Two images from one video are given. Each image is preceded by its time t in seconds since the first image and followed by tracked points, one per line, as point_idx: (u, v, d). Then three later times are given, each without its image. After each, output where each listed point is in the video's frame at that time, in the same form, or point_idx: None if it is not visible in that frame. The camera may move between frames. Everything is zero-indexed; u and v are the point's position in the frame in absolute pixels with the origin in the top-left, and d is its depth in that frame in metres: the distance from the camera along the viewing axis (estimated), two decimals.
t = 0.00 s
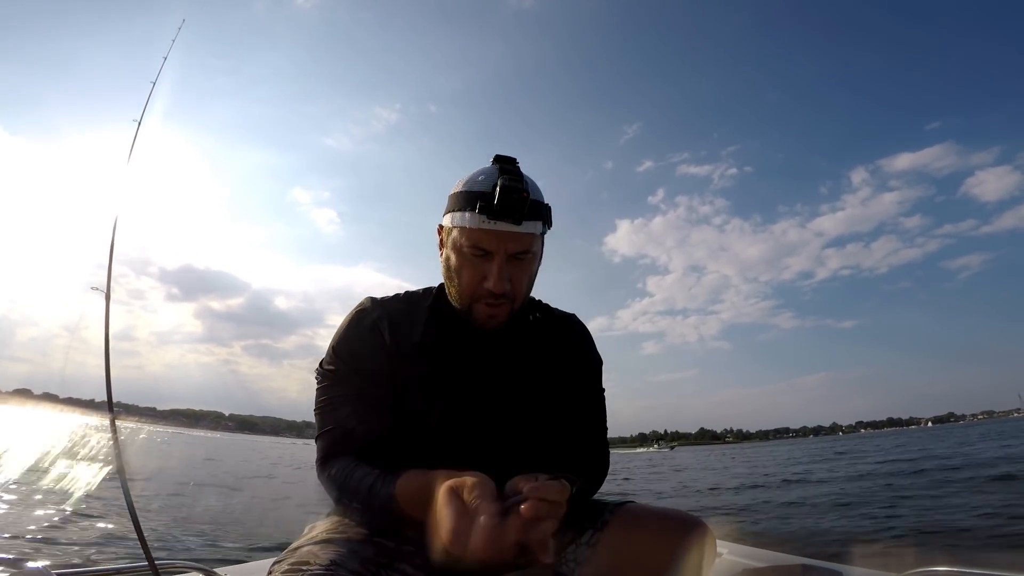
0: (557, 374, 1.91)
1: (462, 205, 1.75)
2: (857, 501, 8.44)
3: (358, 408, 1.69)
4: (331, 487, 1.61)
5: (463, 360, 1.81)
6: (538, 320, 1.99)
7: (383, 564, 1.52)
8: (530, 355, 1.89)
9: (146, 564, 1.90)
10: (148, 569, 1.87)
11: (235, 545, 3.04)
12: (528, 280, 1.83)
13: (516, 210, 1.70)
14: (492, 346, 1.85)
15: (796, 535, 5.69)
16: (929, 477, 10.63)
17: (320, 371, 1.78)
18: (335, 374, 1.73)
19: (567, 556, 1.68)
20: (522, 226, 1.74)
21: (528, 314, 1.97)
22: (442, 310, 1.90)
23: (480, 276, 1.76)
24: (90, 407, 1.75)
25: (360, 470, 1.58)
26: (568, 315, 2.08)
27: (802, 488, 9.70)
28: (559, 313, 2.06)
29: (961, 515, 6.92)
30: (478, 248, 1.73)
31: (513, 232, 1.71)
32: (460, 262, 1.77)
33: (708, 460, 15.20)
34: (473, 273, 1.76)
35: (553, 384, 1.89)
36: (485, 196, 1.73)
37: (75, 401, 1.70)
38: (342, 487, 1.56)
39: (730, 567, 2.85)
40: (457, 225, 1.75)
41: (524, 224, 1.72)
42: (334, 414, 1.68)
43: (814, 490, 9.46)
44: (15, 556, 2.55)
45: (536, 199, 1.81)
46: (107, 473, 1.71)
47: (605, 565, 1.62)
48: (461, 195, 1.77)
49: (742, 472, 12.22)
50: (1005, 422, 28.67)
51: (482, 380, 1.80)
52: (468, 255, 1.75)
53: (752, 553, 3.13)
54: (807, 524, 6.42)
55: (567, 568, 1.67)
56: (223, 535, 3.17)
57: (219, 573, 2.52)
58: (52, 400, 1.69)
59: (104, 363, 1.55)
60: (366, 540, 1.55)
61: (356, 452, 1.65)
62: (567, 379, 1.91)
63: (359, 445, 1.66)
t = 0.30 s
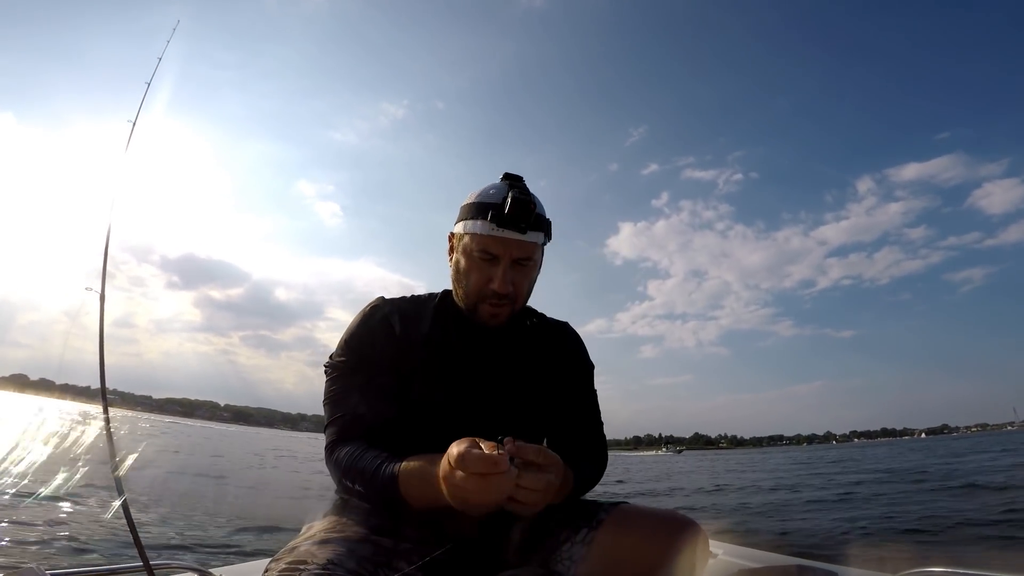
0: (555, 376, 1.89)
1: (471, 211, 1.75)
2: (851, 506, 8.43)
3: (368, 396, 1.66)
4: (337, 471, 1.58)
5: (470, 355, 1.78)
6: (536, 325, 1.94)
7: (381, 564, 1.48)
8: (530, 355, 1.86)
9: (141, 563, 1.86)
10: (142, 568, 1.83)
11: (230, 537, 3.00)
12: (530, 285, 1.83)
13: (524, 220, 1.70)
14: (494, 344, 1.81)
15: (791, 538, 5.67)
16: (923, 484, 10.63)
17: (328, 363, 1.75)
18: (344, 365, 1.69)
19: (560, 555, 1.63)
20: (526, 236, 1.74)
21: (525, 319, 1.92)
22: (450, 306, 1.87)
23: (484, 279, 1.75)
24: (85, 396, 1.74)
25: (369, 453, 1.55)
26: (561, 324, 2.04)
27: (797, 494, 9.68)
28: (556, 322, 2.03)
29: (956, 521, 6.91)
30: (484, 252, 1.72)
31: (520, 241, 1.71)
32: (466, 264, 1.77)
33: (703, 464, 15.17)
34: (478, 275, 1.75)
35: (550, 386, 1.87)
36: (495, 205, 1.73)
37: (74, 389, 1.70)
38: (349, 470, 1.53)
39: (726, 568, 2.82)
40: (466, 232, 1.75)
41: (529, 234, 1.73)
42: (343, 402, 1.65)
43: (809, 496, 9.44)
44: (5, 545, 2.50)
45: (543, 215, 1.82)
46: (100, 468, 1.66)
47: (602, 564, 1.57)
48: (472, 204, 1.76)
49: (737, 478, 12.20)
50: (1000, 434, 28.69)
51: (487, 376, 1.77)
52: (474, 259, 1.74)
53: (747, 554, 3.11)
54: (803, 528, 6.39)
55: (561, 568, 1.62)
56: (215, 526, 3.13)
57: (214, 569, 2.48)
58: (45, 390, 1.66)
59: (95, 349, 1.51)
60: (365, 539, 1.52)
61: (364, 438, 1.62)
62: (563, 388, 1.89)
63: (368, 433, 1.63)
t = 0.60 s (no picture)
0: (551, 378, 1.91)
1: (475, 213, 1.74)
2: (850, 507, 8.42)
3: (364, 382, 1.62)
4: (327, 451, 1.52)
5: (468, 352, 1.78)
6: (529, 325, 1.95)
7: (378, 563, 1.47)
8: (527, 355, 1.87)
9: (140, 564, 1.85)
10: (141, 568, 1.82)
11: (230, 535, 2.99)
12: (528, 287, 1.83)
13: (526, 224, 1.70)
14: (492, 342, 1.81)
15: (790, 539, 5.66)
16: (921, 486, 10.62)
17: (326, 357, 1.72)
18: (342, 355, 1.66)
19: (559, 556, 1.62)
20: (527, 239, 1.74)
21: (521, 319, 1.94)
22: (447, 306, 1.86)
23: (484, 279, 1.75)
24: (85, 394, 1.73)
25: (362, 428, 1.51)
26: (556, 325, 2.07)
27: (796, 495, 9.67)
28: (550, 323, 2.05)
29: (956, 522, 6.90)
30: (486, 253, 1.72)
31: (520, 244, 1.71)
32: (468, 263, 1.76)
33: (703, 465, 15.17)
34: (479, 275, 1.75)
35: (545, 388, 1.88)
36: (499, 209, 1.72)
37: (78, 387, 1.70)
38: (342, 445, 1.48)
39: (726, 568, 2.81)
40: (469, 233, 1.74)
41: (530, 238, 1.72)
42: (338, 387, 1.60)
43: (808, 498, 9.44)
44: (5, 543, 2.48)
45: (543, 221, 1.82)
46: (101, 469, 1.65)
47: (600, 565, 1.55)
48: (476, 207, 1.76)
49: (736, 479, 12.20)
50: (1000, 437, 28.67)
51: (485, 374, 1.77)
52: (476, 259, 1.74)
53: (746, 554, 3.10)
54: (802, 530, 6.38)
55: (561, 569, 1.61)
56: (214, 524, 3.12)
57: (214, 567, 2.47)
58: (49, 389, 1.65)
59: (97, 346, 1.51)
60: (362, 539, 1.51)
61: (359, 420, 1.56)
62: (558, 390, 1.91)
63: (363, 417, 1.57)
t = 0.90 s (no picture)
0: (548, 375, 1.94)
1: (471, 212, 1.76)
2: (854, 503, 8.41)
3: (365, 378, 1.63)
4: (329, 442, 1.53)
5: (467, 350, 1.80)
6: (527, 324, 1.98)
7: (381, 562, 1.49)
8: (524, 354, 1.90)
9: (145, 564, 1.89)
10: (146, 569, 1.86)
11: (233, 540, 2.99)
12: (524, 285, 1.85)
13: (522, 223, 1.72)
14: (491, 340, 1.84)
15: (793, 537, 5.66)
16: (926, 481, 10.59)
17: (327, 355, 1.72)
18: (343, 353, 1.67)
19: (563, 555, 1.64)
20: (522, 238, 1.76)
21: (519, 317, 1.96)
22: (444, 306, 1.88)
23: (481, 278, 1.77)
24: (89, 400, 1.75)
25: (365, 418, 1.52)
26: (554, 323, 2.09)
27: (800, 490, 9.69)
28: (548, 320, 2.07)
29: (961, 519, 6.87)
30: (483, 251, 1.74)
31: (516, 242, 1.73)
32: (465, 262, 1.78)
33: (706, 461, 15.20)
34: (476, 273, 1.77)
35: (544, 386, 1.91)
36: (495, 209, 1.73)
37: (83, 392, 1.73)
38: (345, 434, 1.49)
39: (729, 568, 2.82)
40: (466, 232, 1.76)
41: (526, 236, 1.74)
42: (339, 382, 1.62)
43: (811, 493, 9.45)
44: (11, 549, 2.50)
45: (538, 220, 1.84)
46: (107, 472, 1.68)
47: (604, 564, 1.57)
48: (472, 207, 1.78)
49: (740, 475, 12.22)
50: (1004, 429, 28.62)
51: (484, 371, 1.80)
52: (473, 258, 1.76)
53: (749, 553, 3.11)
54: (805, 526, 6.38)
55: (564, 568, 1.62)
56: (218, 528, 3.15)
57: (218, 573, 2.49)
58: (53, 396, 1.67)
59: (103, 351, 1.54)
60: (366, 538, 1.53)
61: (361, 412, 1.57)
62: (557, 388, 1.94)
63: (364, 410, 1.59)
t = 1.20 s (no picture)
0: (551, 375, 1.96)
1: (479, 213, 1.78)
2: (857, 498, 8.41)
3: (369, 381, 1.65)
4: (335, 446, 1.54)
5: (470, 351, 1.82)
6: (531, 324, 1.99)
7: (387, 563, 1.50)
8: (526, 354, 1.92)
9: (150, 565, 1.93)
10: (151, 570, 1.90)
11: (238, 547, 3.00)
12: (530, 286, 1.87)
13: (530, 224, 1.74)
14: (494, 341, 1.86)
15: (797, 534, 5.66)
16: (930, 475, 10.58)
17: (332, 357, 1.74)
18: (347, 355, 1.69)
19: (566, 553, 1.66)
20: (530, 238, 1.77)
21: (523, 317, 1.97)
22: (448, 307, 1.90)
23: (488, 277, 1.78)
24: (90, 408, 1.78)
25: (370, 421, 1.54)
26: (557, 323, 2.11)
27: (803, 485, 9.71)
28: (551, 321, 2.09)
29: (966, 514, 6.85)
30: (491, 251, 1.75)
31: (523, 242, 1.75)
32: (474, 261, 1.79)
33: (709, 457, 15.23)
34: (483, 272, 1.79)
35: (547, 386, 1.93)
36: (503, 209, 1.75)
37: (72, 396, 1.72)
38: (351, 438, 1.50)
39: (733, 568, 2.83)
40: (474, 232, 1.78)
41: (533, 237, 1.76)
42: (342, 385, 1.63)
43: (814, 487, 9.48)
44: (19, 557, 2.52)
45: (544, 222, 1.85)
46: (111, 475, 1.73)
47: (608, 560, 1.59)
48: (479, 207, 1.79)
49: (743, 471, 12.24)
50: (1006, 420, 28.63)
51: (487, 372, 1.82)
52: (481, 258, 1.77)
53: (752, 553, 3.12)
54: (809, 522, 6.38)
55: (567, 566, 1.64)
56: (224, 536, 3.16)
57: None
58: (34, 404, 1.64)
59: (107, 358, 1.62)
60: (371, 538, 1.55)
61: (363, 415, 1.59)
62: (560, 388, 1.96)
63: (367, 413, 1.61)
